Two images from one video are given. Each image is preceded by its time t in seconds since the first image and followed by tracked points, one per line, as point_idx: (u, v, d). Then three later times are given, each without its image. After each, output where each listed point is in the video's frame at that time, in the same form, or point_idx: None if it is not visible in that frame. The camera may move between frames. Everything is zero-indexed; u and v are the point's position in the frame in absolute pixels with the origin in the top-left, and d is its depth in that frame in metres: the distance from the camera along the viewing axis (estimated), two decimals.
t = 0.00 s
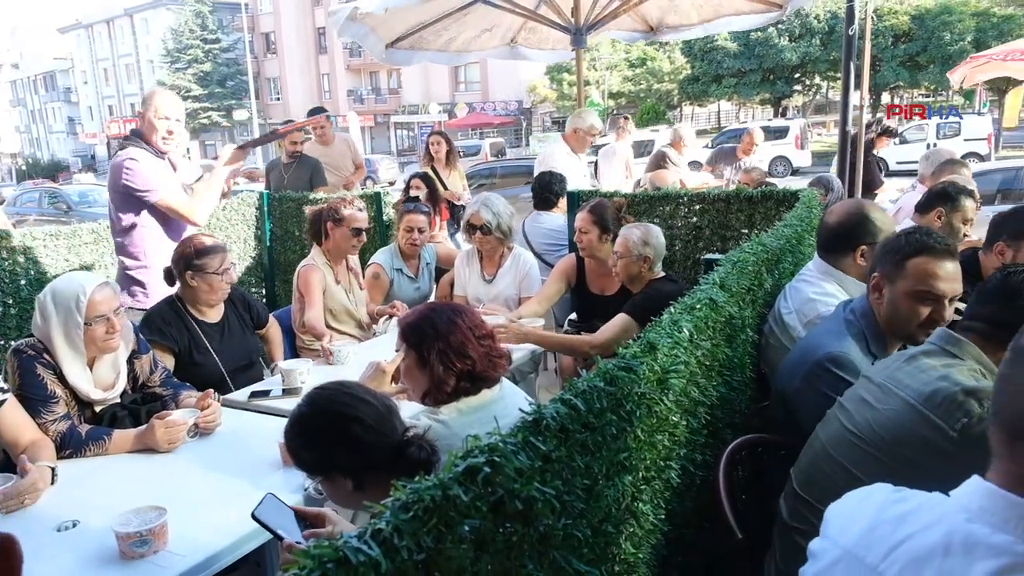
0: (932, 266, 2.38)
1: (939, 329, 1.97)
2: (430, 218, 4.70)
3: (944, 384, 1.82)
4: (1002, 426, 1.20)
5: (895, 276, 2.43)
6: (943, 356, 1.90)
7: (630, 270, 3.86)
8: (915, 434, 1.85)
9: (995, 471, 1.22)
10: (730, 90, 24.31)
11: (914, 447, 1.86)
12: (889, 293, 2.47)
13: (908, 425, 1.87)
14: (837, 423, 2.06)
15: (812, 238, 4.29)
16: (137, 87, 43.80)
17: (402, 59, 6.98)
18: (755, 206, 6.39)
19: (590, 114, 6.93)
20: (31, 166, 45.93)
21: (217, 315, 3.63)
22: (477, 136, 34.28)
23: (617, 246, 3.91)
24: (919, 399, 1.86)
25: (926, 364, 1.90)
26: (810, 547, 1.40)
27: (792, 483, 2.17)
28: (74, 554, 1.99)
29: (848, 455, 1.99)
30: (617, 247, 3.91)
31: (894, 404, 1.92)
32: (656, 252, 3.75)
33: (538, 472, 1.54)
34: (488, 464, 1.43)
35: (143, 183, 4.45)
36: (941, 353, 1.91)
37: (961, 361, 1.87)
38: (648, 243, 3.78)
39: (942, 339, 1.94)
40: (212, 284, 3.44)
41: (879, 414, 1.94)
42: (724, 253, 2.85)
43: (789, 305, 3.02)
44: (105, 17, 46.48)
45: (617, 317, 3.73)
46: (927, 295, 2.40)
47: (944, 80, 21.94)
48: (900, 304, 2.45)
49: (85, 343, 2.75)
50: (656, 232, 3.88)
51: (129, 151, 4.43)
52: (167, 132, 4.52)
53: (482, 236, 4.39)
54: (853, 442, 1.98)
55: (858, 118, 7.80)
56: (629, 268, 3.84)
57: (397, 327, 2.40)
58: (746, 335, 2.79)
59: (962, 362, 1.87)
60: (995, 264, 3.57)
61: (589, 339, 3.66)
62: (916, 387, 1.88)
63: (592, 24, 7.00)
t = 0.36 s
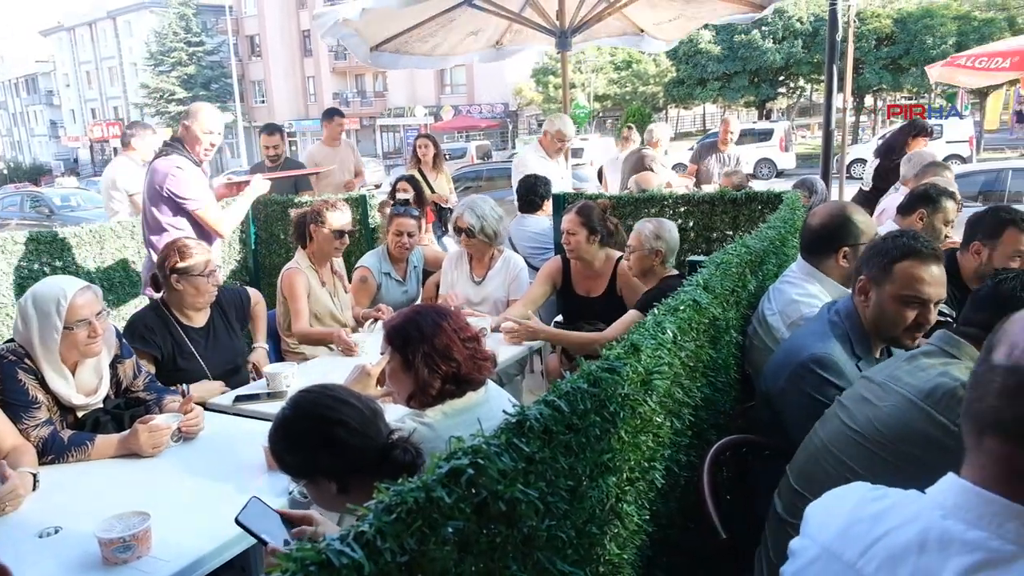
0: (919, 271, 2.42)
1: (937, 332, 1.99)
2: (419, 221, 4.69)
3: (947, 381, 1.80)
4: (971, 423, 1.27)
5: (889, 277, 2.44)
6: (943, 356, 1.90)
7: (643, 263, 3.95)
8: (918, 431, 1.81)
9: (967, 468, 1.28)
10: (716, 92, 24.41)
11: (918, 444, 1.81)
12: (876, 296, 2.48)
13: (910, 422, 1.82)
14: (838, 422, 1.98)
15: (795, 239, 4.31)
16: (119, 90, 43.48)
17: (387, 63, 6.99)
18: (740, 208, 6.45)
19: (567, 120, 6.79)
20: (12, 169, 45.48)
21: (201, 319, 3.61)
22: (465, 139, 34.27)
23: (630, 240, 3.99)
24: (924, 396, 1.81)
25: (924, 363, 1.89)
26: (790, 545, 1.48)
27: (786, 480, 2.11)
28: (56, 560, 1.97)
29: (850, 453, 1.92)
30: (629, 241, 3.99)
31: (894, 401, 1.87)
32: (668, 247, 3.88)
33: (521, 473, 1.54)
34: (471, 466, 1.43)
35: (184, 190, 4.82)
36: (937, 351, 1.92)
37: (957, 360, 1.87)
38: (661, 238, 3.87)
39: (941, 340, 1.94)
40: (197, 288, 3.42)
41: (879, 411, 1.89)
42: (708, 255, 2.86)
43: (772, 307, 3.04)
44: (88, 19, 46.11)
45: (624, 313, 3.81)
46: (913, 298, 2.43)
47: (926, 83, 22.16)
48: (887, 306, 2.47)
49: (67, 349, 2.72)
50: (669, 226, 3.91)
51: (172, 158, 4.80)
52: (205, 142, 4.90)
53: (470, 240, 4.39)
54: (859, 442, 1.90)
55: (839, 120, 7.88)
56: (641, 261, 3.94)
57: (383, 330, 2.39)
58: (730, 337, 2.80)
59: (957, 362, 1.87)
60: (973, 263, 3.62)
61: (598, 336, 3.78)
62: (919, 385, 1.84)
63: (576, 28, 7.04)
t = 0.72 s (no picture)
0: (905, 269, 2.44)
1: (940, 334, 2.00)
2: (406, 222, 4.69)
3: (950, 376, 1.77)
4: (947, 419, 1.29)
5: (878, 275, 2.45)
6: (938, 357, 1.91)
7: (645, 259, 4.06)
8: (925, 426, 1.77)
9: (945, 463, 1.30)
10: (700, 94, 24.53)
11: (926, 439, 1.78)
12: (866, 296, 2.49)
13: (917, 417, 1.79)
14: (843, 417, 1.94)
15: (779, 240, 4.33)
16: (102, 91, 43.15)
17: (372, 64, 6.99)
18: (724, 208, 6.49)
19: (546, 122, 6.87)
20: None
21: (185, 322, 3.58)
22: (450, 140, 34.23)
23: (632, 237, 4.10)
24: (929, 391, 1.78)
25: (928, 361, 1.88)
26: (772, 543, 1.49)
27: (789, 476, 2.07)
28: (37, 565, 1.95)
29: (859, 449, 1.87)
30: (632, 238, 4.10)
31: (901, 397, 1.84)
32: (669, 244, 3.99)
33: (505, 473, 1.54)
34: (454, 465, 1.43)
35: (232, 194, 5.26)
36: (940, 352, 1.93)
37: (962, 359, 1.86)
38: (663, 235, 4.00)
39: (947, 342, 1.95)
40: (180, 290, 3.39)
41: (886, 407, 1.85)
42: (691, 255, 2.87)
43: (756, 306, 3.05)
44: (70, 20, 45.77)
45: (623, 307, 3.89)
46: (903, 296, 2.45)
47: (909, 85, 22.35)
48: (877, 305, 2.47)
49: (48, 352, 2.70)
50: (671, 224, 4.06)
51: (221, 165, 5.23)
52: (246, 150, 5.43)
53: (457, 241, 4.39)
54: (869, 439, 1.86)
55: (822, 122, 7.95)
56: (643, 257, 4.05)
57: (368, 332, 2.39)
58: (714, 337, 2.81)
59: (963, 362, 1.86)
60: (955, 263, 3.65)
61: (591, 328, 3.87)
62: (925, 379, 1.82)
63: (561, 29, 7.07)
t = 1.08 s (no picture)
0: (887, 262, 2.47)
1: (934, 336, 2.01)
2: (388, 221, 4.67)
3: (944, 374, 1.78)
4: (923, 414, 1.30)
5: (861, 272, 2.47)
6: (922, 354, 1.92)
7: (632, 258, 4.07)
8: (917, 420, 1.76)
9: (921, 456, 1.32)
10: (682, 93, 24.62)
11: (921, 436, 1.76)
12: (849, 292, 2.51)
13: (909, 412, 1.78)
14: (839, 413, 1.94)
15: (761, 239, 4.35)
16: (81, 91, 42.72)
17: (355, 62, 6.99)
18: (707, 207, 6.54)
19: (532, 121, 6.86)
20: None
21: (172, 325, 3.55)
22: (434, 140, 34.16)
23: (619, 236, 4.13)
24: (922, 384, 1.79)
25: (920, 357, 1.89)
26: (753, 537, 1.50)
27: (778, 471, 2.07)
28: (14, 569, 1.92)
29: (851, 445, 1.87)
30: (618, 237, 4.12)
31: (892, 393, 1.84)
32: (655, 242, 4.01)
33: (486, 470, 1.54)
34: (435, 463, 1.43)
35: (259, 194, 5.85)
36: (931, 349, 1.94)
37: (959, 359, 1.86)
38: (649, 233, 4.02)
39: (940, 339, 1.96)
40: (165, 292, 3.37)
41: (878, 403, 1.85)
42: (673, 253, 2.89)
43: (737, 304, 3.07)
44: (48, 18, 45.28)
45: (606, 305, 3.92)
46: (885, 289, 2.48)
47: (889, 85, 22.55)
48: (860, 300, 2.50)
49: (26, 354, 2.67)
50: (657, 222, 4.09)
51: (251, 166, 5.85)
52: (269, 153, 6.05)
53: (440, 239, 4.38)
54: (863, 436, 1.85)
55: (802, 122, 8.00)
56: (630, 256, 4.07)
57: (343, 332, 2.38)
58: (696, 334, 2.83)
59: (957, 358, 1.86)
60: (935, 262, 3.67)
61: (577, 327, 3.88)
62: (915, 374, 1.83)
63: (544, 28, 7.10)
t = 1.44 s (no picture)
0: (863, 258, 2.49)
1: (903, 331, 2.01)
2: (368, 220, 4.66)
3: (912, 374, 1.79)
4: (896, 408, 1.32)
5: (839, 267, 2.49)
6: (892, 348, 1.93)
7: (611, 257, 4.11)
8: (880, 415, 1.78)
9: (894, 449, 1.33)
10: (662, 92, 24.74)
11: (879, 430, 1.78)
12: (827, 288, 2.53)
13: (868, 406, 1.80)
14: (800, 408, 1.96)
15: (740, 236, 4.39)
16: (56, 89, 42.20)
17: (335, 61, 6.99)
18: (686, 204, 6.68)
19: (512, 121, 6.87)
20: None
21: (155, 326, 3.52)
22: (415, 139, 34.07)
23: (598, 235, 4.15)
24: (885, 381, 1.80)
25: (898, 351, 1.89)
26: (729, 531, 1.51)
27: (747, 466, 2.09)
28: None
29: (813, 440, 1.89)
30: (597, 235, 4.15)
31: (853, 385, 1.85)
32: (634, 241, 4.05)
33: (463, 467, 1.54)
34: (411, 460, 1.42)
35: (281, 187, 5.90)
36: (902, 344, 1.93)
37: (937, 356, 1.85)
38: (628, 232, 4.04)
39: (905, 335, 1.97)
40: (148, 294, 3.34)
41: (839, 395, 1.87)
42: (652, 250, 2.90)
43: (716, 301, 3.09)
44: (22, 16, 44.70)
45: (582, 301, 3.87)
46: (862, 285, 2.50)
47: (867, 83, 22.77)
48: (839, 295, 2.51)
49: None
50: (635, 220, 4.11)
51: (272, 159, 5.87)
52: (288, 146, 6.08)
53: (422, 238, 4.37)
54: (820, 429, 1.87)
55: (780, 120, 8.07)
56: (609, 255, 4.10)
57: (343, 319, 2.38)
58: (675, 331, 2.84)
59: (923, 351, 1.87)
60: (913, 259, 3.71)
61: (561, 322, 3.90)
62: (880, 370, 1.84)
63: (524, 27, 7.13)
